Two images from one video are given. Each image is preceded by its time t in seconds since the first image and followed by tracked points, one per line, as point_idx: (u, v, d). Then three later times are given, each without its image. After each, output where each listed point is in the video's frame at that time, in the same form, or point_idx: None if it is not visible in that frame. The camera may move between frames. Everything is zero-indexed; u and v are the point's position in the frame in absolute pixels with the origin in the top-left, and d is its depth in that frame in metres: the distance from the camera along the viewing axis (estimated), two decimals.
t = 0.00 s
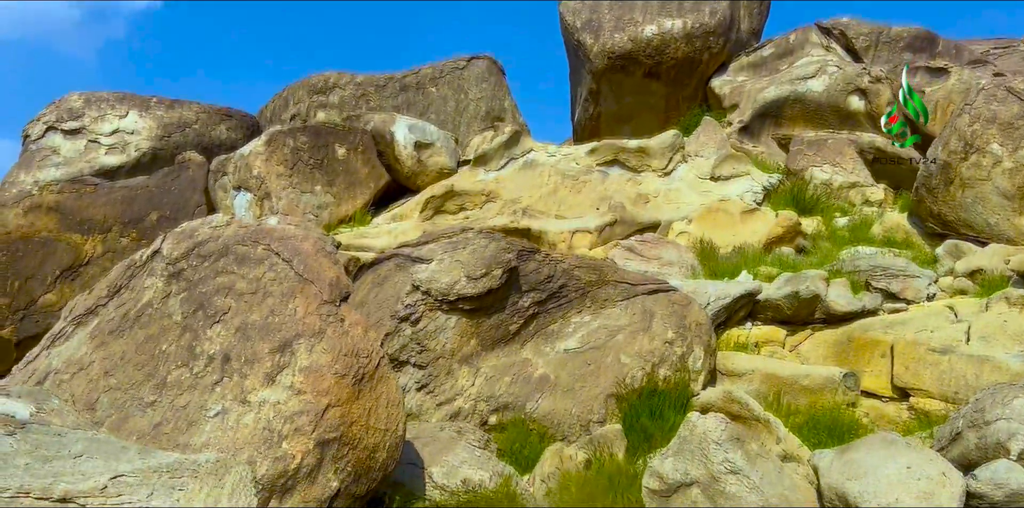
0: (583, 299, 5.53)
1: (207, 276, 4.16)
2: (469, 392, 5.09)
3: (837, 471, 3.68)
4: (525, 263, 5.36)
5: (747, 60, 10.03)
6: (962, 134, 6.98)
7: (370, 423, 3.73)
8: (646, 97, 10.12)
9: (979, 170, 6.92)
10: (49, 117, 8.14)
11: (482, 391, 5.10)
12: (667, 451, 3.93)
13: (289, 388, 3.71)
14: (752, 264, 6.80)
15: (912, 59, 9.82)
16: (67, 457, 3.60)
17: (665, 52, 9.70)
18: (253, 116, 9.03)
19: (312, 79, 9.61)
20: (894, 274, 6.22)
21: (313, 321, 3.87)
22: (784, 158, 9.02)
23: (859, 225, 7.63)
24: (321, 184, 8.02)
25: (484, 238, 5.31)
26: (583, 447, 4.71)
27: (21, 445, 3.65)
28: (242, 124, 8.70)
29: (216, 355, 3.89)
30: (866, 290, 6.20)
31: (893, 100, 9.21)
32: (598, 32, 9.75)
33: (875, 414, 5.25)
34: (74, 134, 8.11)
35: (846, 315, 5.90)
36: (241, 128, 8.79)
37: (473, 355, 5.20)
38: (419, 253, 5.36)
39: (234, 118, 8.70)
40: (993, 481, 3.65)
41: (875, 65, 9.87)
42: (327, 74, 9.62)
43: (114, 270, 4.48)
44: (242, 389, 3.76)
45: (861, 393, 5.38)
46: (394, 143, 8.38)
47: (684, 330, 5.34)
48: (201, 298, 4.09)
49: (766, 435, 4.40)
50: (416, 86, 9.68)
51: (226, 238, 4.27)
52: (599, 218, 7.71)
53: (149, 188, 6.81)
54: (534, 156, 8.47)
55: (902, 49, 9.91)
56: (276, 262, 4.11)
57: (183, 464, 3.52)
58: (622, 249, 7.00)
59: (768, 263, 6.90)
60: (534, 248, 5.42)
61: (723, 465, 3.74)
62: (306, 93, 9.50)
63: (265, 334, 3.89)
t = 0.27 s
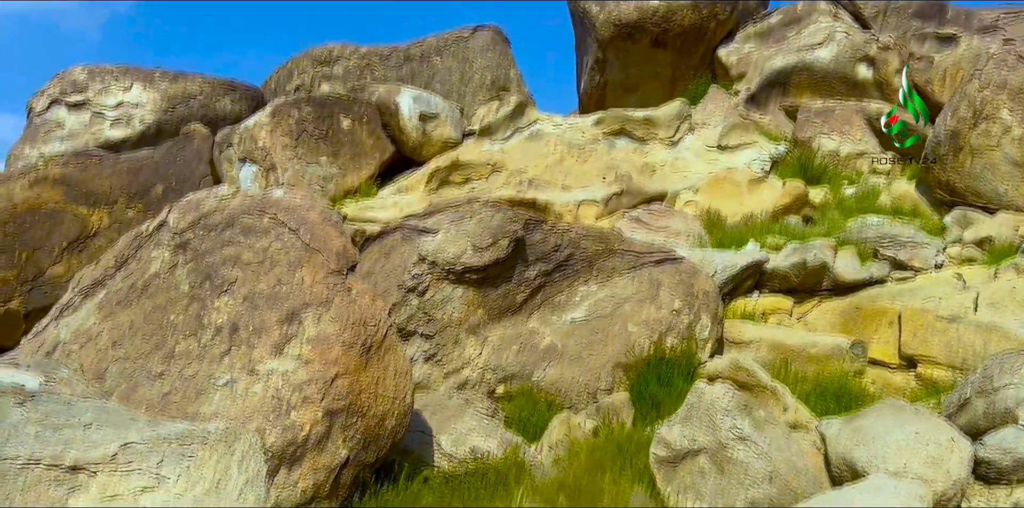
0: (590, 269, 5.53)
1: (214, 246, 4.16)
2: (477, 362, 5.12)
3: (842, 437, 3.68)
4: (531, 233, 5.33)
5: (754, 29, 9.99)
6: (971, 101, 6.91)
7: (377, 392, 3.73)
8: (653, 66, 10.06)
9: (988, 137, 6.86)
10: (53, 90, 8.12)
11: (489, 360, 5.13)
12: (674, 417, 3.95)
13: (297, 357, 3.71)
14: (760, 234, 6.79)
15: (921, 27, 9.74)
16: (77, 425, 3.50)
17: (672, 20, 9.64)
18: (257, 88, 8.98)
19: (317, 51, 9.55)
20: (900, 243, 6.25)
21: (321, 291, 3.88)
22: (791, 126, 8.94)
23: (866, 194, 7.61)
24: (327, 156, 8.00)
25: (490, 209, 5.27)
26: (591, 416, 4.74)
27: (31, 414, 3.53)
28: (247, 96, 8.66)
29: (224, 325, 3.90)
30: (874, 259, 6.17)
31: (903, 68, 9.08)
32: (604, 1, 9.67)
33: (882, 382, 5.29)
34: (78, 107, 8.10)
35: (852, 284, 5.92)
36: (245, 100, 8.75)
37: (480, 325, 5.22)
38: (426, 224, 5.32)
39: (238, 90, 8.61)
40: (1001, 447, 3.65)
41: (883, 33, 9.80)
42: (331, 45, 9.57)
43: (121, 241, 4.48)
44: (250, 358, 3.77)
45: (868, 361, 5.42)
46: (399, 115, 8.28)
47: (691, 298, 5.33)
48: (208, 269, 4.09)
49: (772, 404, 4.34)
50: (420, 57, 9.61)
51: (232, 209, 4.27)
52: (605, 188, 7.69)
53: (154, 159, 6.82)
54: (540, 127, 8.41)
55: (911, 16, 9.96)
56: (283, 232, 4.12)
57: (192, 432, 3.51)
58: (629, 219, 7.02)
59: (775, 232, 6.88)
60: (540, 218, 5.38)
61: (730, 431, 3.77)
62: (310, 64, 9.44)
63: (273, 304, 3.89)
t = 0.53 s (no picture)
0: (595, 244, 5.52)
1: (219, 221, 4.16)
2: (482, 336, 5.12)
3: (849, 410, 3.68)
4: (537, 208, 5.31)
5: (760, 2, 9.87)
6: (980, 73, 6.88)
7: (384, 366, 3.73)
8: (658, 40, 10.13)
9: (996, 109, 6.81)
10: (56, 67, 8.09)
11: (495, 334, 5.13)
12: (680, 391, 3.93)
13: (303, 331, 3.71)
14: (766, 207, 6.77)
15: None
16: (82, 400, 3.10)
17: None
18: (261, 64, 8.94)
19: (320, 26, 9.49)
20: (908, 216, 6.20)
21: (326, 266, 3.87)
22: (798, 101, 8.87)
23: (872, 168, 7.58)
24: (331, 131, 7.97)
25: (495, 183, 5.26)
26: (596, 389, 4.73)
27: (39, 388, 3.16)
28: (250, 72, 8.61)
29: (229, 300, 3.90)
30: (880, 232, 6.15)
31: (909, 40, 9.04)
32: None
33: (888, 355, 5.29)
34: (82, 83, 8.07)
35: (860, 258, 5.87)
36: (248, 76, 8.71)
37: (485, 299, 5.22)
38: (431, 199, 5.29)
39: (241, 66, 8.57)
40: (1008, 419, 3.55)
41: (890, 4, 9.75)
42: (334, 20, 9.51)
43: (125, 216, 4.47)
44: (256, 333, 3.77)
45: (874, 334, 5.42)
46: (403, 90, 8.25)
47: (696, 273, 5.34)
48: (213, 244, 4.09)
49: (778, 377, 4.36)
50: (424, 31, 9.55)
51: (237, 183, 4.26)
52: (610, 163, 7.66)
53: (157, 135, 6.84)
54: (545, 101, 8.39)
55: None
56: (287, 207, 4.11)
57: (198, 406, 3.06)
58: (634, 193, 6.99)
59: (782, 205, 6.85)
60: (546, 192, 5.37)
61: (736, 404, 3.73)
62: (313, 39, 9.39)
63: (278, 278, 3.89)
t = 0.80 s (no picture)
0: (601, 215, 5.50)
1: (224, 193, 4.15)
2: (488, 307, 5.13)
3: (855, 379, 3.69)
4: (543, 178, 5.30)
5: None
6: (990, 42, 6.80)
7: (390, 336, 3.74)
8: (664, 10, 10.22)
9: (1006, 78, 6.74)
10: (60, 39, 8.04)
11: (501, 305, 5.13)
12: (686, 361, 3.94)
13: (310, 302, 3.72)
14: (773, 177, 6.74)
15: None
16: (91, 369, 2.91)
17: None
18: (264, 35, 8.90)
19: None
20: (916, 184, 6.16)
21: (331, 237, 3.87)
22: (805, 71, 8.78)
23: (879, 137, 7.56)
24: (336, 104, 7.94)
25: (500, 155, 5.24)
26: (603, 359, 4.73)
27: (47, 358, 2.97)
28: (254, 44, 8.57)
29: (236, 271, 3.91)
30: (888, 202, 6.13)
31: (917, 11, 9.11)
32: None
33: (895, 324, 5.28)
34: (86, 56, 8.03)
35: (867, 227, 5.87)
36: (253, 48, 8.67)
37: (491, 271, 5.22)
38: (437, 170, 5.30)
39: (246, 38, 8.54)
40: (1014, 388, 3.52)
41: None
42: None
43: (131, 188, 4.47)
44: (262, 304, 3.78)
45: (881, 304, 5.41)
46: (408, 62, 8.24)
47: (703, 244, 5.32)
48: (218, 216, 4.08)
49: (785, 346, 4.37)
50: (429, 2, 9.49)
51: (242, 154, 4.26)
52: (616, 134, 7.63)
53: (162, 107, 6.87)
54: (550, 73, 8.31)
55: None
56: (293, 178, 4.10)
57: (207, 374, 2.83)
58: (641, 163, 6.95)
59: (789, 175, 6.83)
60: (552, 163, 5.36)
61: (743, 373, 3.72)
62: (317, 11, 9.33)
63: (284, 250, 3.89)
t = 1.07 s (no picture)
0: (607, 185, 5.49)
1: (230, 162, 4.16)
2: (494, 277, 5.13)
3: (860, 347, 3.69)
4: (548, 148, 5.30)
5: None
6: (1001, 8, 6.79)
7: (396, 305, 3.75)
8: None
9: (1018, 47, 6.73)
10: (66, 10, 8.03)
11: (507, 275, 5.14)
12: (691, 329, 3.94)
13: (315, 271, 3.73)
14: (781, 147, 6.72)
15: None
16: (98, 337, 2.89)
17: None
18: (270, 6, 8.86)
19: None
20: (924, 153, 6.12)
21: (336, 206, 3.88)
22: (813, 39, 8.75)
23: (887, 107, 7.57)
24: (341, 74, 7.91)
25: (505, 124, 5.23)
26: (609, 328, 4.75)
27: (54, 327, 2.95)
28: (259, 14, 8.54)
29: (242, 240, 3.92)
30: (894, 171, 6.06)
31: None
32: None
33: (902, 294, 5.27)
34: (92, 27, 8.02)
35: (874, 197, 5.83)
36: (258, 18, 8.63)
37: (497, 241, 5.22)
38: (442, 140, 5.27)
39: (251, 8, 8.51)
40: (1020, 355, 3.51)
41: None
42: None
43: (137, 157, 4.46)
44: (269, 273, 3.80)
45: (888, 273, 5.39)
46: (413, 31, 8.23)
47: (709, 213, 5.31)
48: (224, 185, 4.09)
49: (791, 316, 4.35)
50: None
51: (247, 123, 4.26)
52: (623, 104, 7.59)
53: (171, 78, 6.99)
54: (556, 43, 8.24)
55: None
56: (298, 147, 4.10)
57: (214, 342, 2.83)
58: (647, 133, 6.94)
59: (797, 144, 6.80)
60: (557, 132, 5.35)
61: (747, 342, 3.74)
62: None
63: (290, 219, 3.90)
